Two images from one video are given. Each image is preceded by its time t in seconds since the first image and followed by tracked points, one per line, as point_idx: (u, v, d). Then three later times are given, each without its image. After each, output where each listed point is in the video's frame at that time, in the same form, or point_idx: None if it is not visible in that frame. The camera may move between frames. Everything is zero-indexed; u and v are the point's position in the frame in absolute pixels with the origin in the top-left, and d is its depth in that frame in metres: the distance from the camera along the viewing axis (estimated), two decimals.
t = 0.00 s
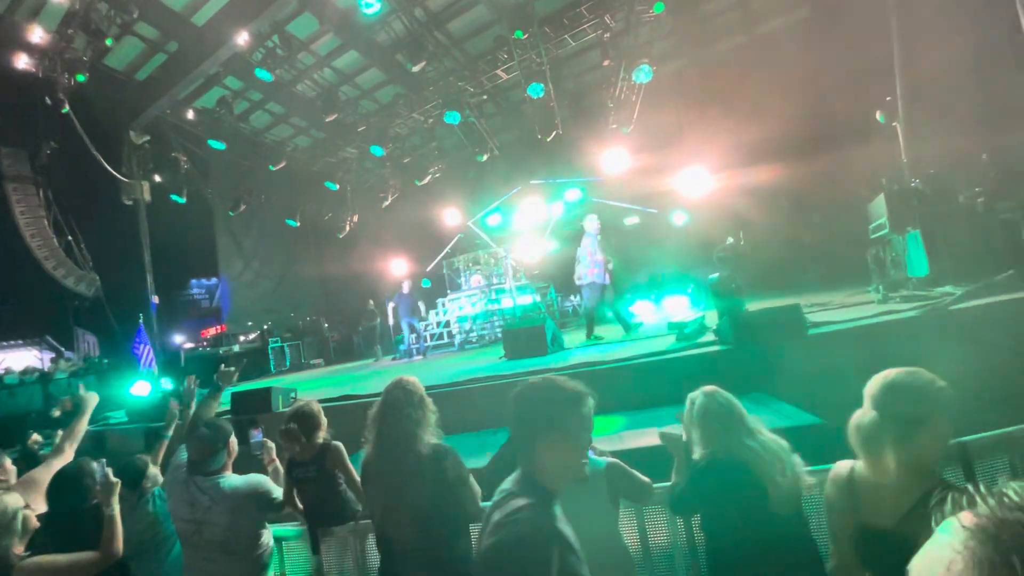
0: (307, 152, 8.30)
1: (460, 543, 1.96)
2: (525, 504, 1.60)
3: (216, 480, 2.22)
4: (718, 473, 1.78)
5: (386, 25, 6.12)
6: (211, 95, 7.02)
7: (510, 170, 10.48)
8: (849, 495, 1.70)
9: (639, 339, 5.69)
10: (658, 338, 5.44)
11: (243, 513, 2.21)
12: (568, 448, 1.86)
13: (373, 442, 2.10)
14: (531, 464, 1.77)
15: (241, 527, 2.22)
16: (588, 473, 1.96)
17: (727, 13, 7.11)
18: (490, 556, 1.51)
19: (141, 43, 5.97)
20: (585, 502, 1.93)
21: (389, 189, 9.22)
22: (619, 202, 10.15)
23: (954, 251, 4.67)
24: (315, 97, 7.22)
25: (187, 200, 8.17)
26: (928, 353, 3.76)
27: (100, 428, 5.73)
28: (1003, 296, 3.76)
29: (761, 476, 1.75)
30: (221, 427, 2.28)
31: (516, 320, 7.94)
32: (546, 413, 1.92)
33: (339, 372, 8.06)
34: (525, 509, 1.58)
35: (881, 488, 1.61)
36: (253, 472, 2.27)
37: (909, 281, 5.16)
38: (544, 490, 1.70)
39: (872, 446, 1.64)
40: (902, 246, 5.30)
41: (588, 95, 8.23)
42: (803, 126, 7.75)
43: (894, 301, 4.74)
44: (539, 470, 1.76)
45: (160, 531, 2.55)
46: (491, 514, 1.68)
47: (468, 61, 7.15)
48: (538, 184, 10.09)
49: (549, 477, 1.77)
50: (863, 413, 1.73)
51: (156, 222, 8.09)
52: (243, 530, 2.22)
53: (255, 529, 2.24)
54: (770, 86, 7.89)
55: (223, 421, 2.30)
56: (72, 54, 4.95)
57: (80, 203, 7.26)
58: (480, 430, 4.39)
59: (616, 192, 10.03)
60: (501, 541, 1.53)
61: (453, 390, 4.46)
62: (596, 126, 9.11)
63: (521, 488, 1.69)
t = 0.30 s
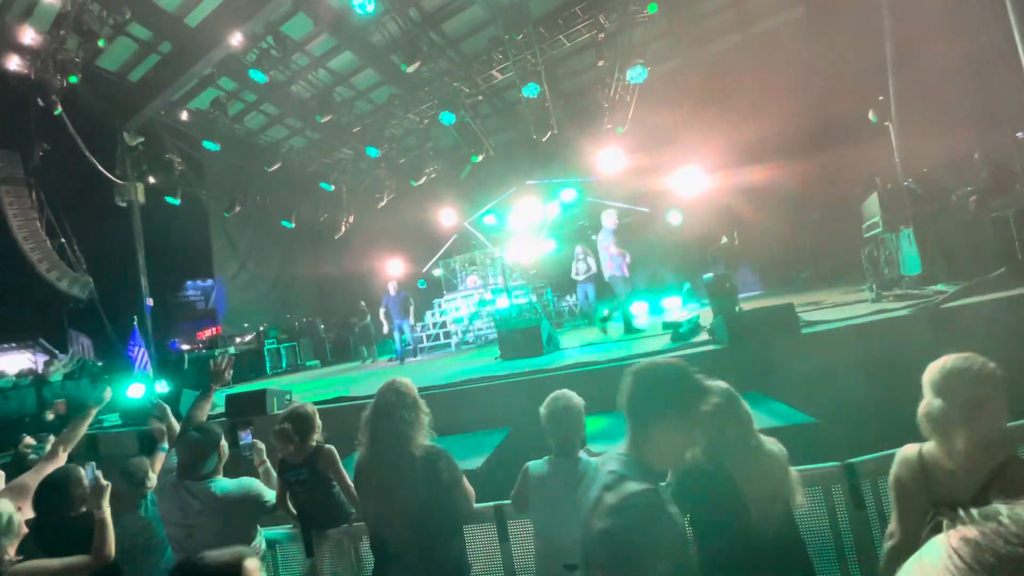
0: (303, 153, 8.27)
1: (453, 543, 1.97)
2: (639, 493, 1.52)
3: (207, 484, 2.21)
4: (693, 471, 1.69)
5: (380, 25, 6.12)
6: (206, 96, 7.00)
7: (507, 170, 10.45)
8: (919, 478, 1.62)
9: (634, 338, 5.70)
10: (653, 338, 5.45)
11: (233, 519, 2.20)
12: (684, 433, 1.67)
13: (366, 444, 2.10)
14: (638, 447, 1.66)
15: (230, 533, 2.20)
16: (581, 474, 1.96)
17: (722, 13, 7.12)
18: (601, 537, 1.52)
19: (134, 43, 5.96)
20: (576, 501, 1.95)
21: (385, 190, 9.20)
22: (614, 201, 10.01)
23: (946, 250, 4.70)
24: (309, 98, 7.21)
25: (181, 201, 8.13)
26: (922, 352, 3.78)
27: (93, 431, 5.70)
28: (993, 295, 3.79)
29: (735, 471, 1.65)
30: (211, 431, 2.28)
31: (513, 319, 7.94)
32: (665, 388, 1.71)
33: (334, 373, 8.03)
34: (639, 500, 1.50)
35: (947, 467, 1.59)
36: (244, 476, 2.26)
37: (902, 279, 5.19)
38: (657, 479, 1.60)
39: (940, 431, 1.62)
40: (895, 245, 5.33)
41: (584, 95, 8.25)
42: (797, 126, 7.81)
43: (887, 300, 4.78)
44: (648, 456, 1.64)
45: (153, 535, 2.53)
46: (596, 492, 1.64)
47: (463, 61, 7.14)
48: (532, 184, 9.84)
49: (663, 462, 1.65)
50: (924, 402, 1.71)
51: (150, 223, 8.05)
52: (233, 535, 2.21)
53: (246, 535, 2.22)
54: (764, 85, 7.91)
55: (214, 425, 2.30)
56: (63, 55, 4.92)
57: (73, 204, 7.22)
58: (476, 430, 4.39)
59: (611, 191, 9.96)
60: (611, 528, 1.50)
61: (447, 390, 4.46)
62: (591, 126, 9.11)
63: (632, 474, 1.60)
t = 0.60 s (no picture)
0: (305, 154, 8.27)
1: (453, 543, 1.97)
2: (794, 467, 1.27)
3: (204, 487, 2.21)
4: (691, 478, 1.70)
5: (381, 26, 6.13)
6: (208, 98, 7.04)
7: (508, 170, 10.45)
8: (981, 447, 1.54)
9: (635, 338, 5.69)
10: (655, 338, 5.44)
11: (228, 521, 2.19)
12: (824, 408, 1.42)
13: (366, 445, 2.12)
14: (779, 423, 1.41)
15: (226, 534, 2.19)
16: (580, 474, 1.97)
17: (723, 11, 7.12)
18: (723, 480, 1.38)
19: (136, 46, 6.00)
20: (575, 501, 1.95)
21: (387, 190, 9.20)
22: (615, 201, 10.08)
23: (950, 248, 4.67)
24: (311, 99, 7.23)
25: (184, 202, 8.16)
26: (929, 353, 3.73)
27: (97, 432, 5.71)
28: (996, 293, 3.76)
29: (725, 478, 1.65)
30: (209, 435, 2.29)
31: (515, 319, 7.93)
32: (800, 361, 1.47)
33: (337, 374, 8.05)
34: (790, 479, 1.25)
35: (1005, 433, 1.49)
36: (243, 479, 2.27)
37: (906, 278, 5.16)
38: (806, 458, 1.34)
39: (998, 393, 1.51)
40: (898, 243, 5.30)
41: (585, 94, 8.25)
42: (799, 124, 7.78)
43: (889, 299, 4.75)
44: (787, 428, 1.40)
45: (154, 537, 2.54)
46: (727, 470, 1.39)
47: (464, 60, 7.14)
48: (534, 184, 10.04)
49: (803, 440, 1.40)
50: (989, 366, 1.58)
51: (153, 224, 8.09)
52: (228, 537, 2.20)
53: (244, 534, 2.23)
54: (766, 83, 7.88)
55: (212, 428, 2.31)
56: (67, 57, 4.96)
57: (76, 205, 7.26)
58: (478, 430, 4.39)
59: (613, 191, 10.01)
60: (758, 508, 1.26)
61: (448, 391, 4.46)
62: (593, 125, 9.10)
63: (781, 449, 1.33)
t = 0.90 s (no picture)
0: (309, 154, 8.30)
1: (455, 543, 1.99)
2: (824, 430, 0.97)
3: (204, 488, 2.23)
4: (702, 476, 1.64)
5: (386, 26, 6.15)
6: (214, 99, 7.09)
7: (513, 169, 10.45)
8: None
9: (639, 338, 5.68)
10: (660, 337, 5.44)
11: (227, 523, 2.20)
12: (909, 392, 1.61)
13: (372, 444, 2.18)
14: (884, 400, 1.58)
15: (222, 536, 2.21)
16: (584, 472, 2.01)
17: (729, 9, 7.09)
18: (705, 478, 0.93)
19: (143, 48, 6.06)
20: (578, 499, 2.00)
21: (392, 190, 9.22)
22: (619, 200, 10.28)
23: (958, 246, 4.64)
24: (316, 99, 7.26)
25: (191, 203, 8.22)
26: (941, 355, 3.66)
27: (107, 431, 5.77)
28: (1004, 293, 3.73)
29: (738, 476, 1.56)
30: (212, 436, 2.31)
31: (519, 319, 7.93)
32: (890, 347, 1.61)
33: (342, 373, 8.10)
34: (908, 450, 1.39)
35: None
36: (239, 481, 2.28)
37: (913, 276, 5.12)
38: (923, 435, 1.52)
39: None
40: (904, 242, 5.28)
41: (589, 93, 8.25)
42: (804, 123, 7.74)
43: (897, 298, 4.72)
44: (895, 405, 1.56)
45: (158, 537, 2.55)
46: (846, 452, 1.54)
47: (468, 60, 7.14)
48: (539, 182, 9.74)
49: (911, 412, 1.61)
50: None
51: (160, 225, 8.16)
52: (226, 539, 2.21)
53: (243, 534, 2.24)
54: (771, 82, 7.84)
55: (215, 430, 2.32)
56: (75, 60, 5.03)
57: (84, 205, 7.35)
58: (483, 429, 4.41)
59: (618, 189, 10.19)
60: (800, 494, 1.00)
61: (453, 390, 4.48)
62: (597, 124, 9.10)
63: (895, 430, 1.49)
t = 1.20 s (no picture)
0: (319, 154, 8.35)
1: (466, 537, 2.07)
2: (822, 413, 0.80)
3: (208, 487, 2.26)
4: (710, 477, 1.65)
5: (394, 27, 6.18)
6: (225, 100, 7.16)
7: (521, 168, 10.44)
8: None
9: (648, 337, 5.67)
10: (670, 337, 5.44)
11: (229, 523, 2.23)
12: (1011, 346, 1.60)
13: (383, 443, 2.19)
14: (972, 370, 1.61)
15: (225, 534, 2.24)
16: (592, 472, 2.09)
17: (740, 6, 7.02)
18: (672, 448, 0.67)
19: (155, 50, 6.14)
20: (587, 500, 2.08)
21: (400, 190, 9.26)
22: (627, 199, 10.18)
23: (972, 246, 4.58)
24: (325, 100, 7.31)
25: (202, 203, 8.31)
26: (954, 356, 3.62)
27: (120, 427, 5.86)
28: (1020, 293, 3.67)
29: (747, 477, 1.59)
30: (217, 436, 2.33)
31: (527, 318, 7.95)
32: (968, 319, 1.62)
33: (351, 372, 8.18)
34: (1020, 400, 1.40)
35: None
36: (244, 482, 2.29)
37: (926, 275, 5.06)
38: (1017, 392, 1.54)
39: None
40: (916, 241, 5.23)
41: (598, 92, 8.23)
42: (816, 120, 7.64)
43: (909, 298, 4.68)
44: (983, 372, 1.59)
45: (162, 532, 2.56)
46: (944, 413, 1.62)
47: (477, 59, 7.13)
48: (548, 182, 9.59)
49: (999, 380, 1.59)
50: None
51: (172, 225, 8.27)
52: (229, 539, 2.25)
53: (245, 531, 2.27)
54: (783, 79, 7.74)
55: (222, 429, 2.35)
56: (89, 63, 5.11)
57: (98, 206, 7.49)
58: (492, 428, 4.43)
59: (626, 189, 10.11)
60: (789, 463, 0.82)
61: (463, 388, 4.50)
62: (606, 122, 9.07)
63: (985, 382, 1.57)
